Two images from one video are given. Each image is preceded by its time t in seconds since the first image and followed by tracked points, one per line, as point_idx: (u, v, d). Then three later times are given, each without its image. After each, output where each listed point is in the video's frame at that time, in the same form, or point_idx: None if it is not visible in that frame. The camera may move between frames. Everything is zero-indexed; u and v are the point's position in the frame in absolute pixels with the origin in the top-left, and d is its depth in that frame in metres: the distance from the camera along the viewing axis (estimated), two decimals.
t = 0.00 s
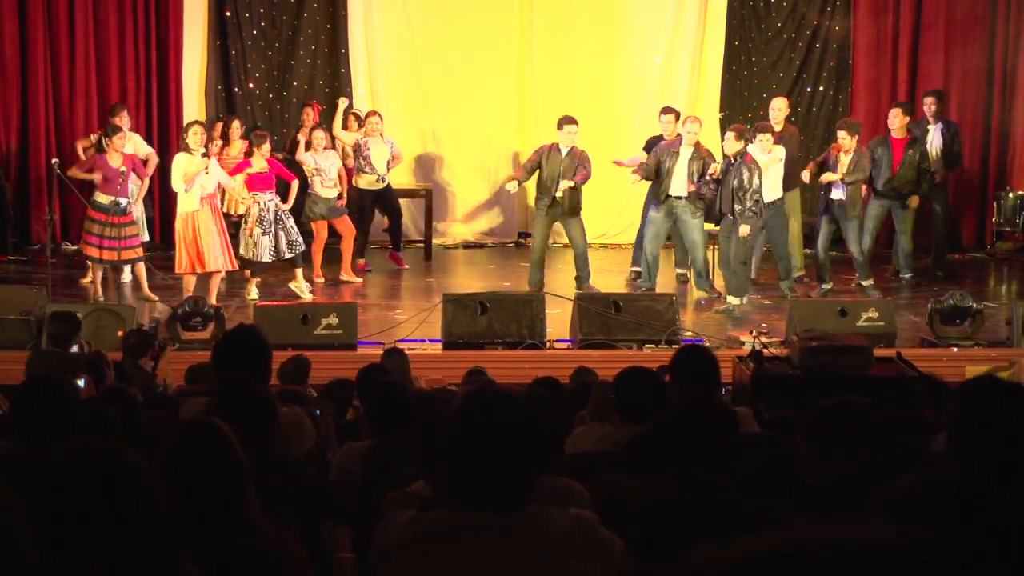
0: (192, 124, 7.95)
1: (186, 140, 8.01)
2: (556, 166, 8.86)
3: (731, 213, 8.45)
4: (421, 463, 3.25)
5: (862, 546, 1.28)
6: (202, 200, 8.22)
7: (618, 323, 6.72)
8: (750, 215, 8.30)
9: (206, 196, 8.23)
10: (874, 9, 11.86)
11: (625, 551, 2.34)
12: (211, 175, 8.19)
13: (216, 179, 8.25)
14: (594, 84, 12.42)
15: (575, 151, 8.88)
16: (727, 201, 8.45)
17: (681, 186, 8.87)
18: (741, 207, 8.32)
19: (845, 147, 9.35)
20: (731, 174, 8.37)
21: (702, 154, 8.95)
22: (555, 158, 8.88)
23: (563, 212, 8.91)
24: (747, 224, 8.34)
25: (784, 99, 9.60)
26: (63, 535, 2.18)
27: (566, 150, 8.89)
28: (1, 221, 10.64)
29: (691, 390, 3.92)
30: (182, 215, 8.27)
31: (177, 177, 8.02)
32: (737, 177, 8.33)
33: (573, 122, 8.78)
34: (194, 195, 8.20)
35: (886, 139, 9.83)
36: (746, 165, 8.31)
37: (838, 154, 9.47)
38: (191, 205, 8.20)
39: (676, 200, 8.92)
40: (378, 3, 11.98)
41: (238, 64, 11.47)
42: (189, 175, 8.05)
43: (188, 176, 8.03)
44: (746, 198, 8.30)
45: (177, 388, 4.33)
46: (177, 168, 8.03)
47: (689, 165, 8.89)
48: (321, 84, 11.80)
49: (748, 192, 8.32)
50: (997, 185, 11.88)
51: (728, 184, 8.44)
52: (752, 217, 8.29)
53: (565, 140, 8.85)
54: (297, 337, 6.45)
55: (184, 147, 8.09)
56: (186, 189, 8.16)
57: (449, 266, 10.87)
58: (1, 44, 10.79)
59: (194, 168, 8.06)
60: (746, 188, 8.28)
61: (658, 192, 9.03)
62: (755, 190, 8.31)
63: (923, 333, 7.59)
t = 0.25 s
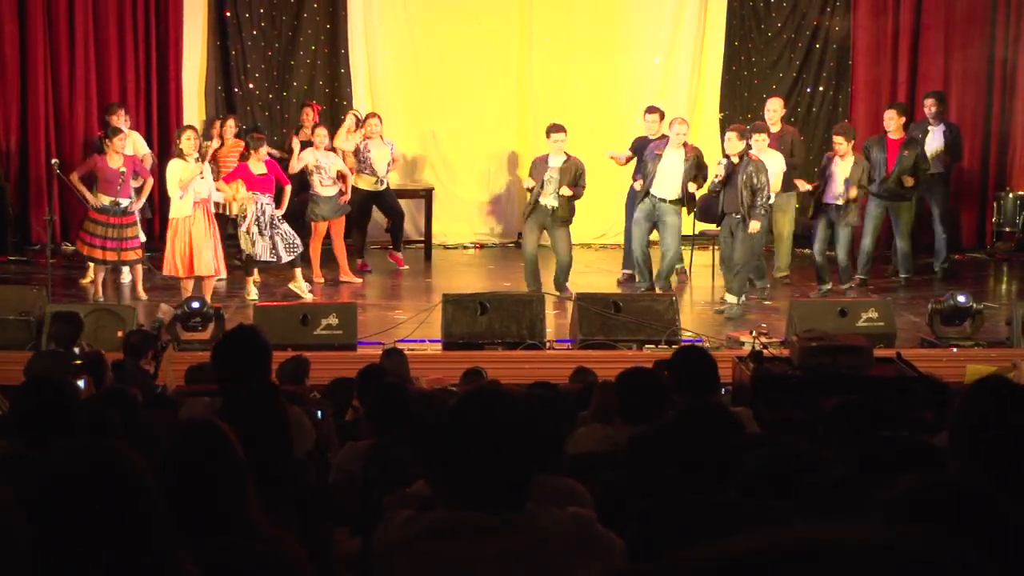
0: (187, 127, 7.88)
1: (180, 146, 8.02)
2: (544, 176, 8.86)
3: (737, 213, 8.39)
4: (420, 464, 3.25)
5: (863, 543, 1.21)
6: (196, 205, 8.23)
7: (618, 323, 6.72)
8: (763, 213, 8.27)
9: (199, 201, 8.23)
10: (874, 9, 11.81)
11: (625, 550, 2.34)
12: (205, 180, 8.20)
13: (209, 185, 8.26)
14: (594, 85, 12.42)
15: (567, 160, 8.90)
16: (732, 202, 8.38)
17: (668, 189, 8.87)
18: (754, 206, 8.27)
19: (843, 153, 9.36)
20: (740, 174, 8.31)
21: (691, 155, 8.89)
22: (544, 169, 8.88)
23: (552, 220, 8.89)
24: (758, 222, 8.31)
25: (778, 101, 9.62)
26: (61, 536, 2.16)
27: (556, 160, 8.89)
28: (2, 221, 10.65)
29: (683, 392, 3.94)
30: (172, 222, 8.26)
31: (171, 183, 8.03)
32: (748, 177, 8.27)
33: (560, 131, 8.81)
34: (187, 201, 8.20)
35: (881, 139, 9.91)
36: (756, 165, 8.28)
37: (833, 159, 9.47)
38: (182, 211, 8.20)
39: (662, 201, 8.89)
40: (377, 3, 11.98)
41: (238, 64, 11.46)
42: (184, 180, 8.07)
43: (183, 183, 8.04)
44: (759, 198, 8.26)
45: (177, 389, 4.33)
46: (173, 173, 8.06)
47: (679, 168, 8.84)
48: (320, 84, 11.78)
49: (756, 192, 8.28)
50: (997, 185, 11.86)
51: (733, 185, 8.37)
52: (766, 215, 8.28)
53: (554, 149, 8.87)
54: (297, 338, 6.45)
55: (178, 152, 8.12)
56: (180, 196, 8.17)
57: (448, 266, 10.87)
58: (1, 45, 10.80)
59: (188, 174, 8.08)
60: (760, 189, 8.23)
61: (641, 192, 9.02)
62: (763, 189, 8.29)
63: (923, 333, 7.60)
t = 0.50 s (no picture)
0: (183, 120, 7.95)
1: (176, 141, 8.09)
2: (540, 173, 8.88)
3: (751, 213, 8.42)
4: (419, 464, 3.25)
5: (861, 543, 1.15)
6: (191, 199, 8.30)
7: (618, 323, 6.72)
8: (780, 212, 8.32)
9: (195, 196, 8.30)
10: (874, 9, 11.80)
11: (623, 549, 2.33)
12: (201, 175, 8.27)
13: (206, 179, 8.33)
14: (594, 85, 12.42)
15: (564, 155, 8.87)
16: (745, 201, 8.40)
17: (664, 190, 8.87)
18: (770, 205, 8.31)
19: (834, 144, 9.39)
20: (752, 174, 8.31)
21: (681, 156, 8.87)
22: (540, 166, 8.88)
23: (551, 216, 8.93)
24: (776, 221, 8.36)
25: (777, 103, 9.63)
26: (60, 536, 2.15)
27: (553, 156, 8.89)
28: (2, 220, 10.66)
29: (682, 393, 3.94)
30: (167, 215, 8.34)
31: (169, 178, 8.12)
32: (758, 176, 8.29)
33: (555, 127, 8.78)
34: (185, 196, 8.27)
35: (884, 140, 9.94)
36: (767, 163, 8.28)
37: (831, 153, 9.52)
38: (179, 206, 8.28)
39: (658, 204, 8.90)
40: (376, 3, 11.99)
41: (238, 64, 11.46)
42: (182, 174, 8.16)
43: (182, 177, 8.14)
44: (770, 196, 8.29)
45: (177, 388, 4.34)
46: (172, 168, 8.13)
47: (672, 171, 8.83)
48: (320, 84, 11.76)
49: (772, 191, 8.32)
50: (996, 185, 11.86)
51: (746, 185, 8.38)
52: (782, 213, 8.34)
53: (549, 147, 8.86)
54: (296, 338, 6.45)
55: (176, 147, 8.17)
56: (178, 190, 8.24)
57: (448, 267, 10.88)
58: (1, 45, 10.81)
59: (186, 168, 8.16)
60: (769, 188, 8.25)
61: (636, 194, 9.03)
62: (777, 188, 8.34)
63: (923, 333, 7.60)
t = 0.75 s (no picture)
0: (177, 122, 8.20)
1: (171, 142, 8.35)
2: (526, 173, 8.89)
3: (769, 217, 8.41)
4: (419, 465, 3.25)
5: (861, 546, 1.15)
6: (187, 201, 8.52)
7: (618, 323, 6.72)
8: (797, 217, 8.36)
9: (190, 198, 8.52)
10: (874, 9, 11.81)
11: (624, 549, 2.34)
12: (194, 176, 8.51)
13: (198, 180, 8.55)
14: (593, 84, 12.42)
15: (544, 154, 8.92)
16: (762, 204, 8.39)
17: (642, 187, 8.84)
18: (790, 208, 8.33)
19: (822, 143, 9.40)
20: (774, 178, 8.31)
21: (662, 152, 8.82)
22: (525, 162, 8.91)
23: (538, 216, 8.90)
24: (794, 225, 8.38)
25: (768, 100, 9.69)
26: (59, 536, 2.15)
27: (534, 155, 8.92)
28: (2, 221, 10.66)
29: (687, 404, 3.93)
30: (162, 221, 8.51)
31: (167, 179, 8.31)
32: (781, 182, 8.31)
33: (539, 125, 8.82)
34: (181, 198, 8.50)
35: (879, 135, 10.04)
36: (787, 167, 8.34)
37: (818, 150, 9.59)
38: (176, 207, 8.47)
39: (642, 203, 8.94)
40: (375, 4, 11.98)
41: (238, 64, 11.45)
42: (177, 176, 8.32)
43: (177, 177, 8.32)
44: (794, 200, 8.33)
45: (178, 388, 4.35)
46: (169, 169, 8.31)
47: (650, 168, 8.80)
48: (320, 84, 11.75)
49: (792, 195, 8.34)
50: (996, 185, 11.87)
51: (765, 188, 8.37)
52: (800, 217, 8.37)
53: (532, 144, 8.89)
54: (297, 338, 6.45)
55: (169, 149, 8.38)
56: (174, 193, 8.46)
57: (448, 267, 10.89)
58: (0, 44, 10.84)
59: (181, 169, 8.36)
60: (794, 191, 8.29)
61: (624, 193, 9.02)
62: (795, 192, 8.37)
63: (923, 333, 7.61)
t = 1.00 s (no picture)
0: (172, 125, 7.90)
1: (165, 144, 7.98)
2: (508, 177, 8.90)
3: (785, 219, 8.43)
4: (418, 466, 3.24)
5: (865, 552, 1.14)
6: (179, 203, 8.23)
7: (618, 324, 6.73)
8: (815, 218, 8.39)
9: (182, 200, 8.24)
10: (874, 8, 11.82)
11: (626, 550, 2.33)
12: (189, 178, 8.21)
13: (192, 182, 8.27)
14: (593, 84, 12.42)
15: (527, 158, 8.92)
16: (778, 206, 8.40)
17: (624, 187, 8.86)
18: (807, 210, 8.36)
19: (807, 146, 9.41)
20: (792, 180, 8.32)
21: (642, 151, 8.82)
22: (506, 167, 8.91)
23: (522, 218, 8.90)
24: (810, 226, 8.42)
25: (753, 102, 9.76)
26: (55, 536, 2.16)
27: (516, 159, 8.92)
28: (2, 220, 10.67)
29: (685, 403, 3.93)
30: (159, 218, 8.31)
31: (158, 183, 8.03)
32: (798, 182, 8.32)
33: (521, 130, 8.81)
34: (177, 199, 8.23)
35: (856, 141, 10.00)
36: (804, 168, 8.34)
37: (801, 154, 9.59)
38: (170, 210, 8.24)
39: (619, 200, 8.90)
40: (376, 4, 11.98)
41: (238, 64, 11.45)
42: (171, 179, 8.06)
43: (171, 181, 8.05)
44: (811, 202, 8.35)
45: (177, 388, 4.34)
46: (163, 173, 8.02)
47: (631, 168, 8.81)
48: (320, 84, 11.74)
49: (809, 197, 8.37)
50: (995, 185, 11.87)
51: (782, 190, 8.38)
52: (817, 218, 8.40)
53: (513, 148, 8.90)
54: (297, 338, 6.45)
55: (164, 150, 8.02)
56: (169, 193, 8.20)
57: (448, 266, 10.91)
58: None
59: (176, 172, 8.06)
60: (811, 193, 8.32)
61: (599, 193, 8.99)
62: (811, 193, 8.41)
63: (923, 334, 7.61)
